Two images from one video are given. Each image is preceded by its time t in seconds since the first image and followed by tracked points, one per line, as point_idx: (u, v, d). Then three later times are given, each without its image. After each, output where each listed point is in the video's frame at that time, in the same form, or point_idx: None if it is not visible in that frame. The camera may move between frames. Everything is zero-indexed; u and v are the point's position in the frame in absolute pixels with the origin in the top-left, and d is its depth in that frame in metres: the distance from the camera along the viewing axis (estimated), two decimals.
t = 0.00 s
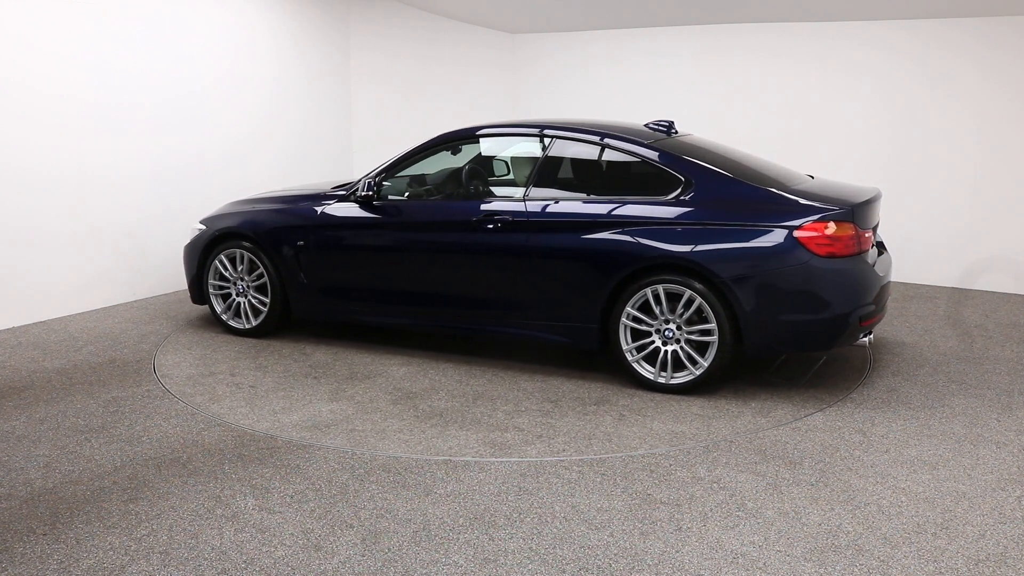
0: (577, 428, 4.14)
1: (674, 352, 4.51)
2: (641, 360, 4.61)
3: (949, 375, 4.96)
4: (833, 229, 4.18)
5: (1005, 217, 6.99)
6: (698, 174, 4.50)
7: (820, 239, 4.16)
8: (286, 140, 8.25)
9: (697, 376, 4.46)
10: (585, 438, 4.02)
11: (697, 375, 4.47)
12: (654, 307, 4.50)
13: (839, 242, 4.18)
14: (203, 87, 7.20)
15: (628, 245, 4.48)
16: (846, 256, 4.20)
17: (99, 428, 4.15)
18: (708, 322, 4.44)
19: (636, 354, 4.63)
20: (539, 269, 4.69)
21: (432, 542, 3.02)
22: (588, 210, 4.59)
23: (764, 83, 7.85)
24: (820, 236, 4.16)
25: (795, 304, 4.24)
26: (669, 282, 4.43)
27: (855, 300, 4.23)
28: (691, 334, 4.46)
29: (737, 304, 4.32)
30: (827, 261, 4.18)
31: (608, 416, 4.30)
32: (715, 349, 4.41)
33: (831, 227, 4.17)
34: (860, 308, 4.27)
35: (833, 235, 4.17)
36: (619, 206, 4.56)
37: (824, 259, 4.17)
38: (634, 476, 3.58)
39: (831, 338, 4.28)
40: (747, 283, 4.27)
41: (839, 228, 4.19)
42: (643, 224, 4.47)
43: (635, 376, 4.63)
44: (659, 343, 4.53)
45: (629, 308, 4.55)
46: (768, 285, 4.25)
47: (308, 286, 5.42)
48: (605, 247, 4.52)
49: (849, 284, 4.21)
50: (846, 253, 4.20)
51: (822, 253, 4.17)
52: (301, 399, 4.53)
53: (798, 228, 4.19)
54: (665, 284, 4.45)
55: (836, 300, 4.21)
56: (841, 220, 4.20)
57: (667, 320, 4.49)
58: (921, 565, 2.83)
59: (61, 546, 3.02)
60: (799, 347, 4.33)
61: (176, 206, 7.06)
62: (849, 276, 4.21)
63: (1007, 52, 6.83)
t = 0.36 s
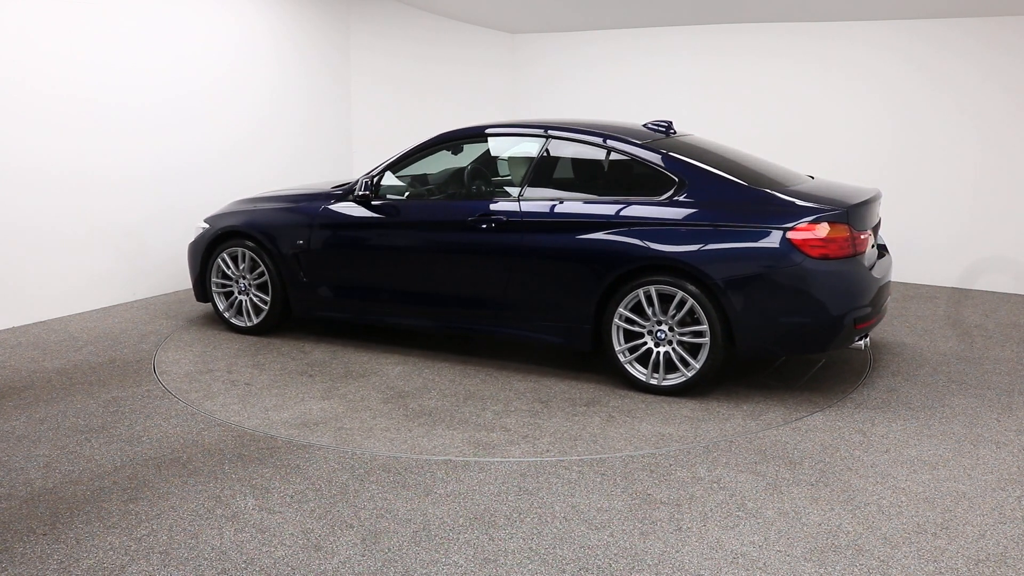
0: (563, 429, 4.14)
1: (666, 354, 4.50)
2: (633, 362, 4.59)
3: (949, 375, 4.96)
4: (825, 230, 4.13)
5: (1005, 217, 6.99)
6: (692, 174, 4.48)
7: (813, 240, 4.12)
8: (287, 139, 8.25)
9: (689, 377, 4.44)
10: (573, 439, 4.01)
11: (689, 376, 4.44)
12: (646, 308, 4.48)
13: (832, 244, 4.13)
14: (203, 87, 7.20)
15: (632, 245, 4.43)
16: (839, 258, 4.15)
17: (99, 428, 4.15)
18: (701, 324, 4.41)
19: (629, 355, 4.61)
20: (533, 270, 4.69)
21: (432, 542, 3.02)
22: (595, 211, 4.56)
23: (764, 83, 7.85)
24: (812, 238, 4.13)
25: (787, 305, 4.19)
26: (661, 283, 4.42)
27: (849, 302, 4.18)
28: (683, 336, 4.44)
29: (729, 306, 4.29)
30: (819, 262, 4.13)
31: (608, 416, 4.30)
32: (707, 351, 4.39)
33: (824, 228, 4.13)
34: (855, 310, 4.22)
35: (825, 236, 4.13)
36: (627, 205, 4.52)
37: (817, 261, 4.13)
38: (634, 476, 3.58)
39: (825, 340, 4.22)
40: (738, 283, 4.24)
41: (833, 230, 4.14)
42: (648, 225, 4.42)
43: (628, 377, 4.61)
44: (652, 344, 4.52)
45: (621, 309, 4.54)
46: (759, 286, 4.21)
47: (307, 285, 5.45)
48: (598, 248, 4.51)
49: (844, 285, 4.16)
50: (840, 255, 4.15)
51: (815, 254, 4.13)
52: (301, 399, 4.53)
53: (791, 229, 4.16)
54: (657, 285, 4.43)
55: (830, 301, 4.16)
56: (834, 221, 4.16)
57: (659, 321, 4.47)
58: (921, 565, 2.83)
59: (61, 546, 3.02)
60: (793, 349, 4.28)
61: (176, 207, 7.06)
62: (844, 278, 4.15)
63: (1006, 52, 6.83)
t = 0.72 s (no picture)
0: (550, 429, 4.14)
1: (658, 355, 4.46)
2: (625, 363, 4.57)
3: (949, 375, 4.96)
4: (819, 233, 4.09)
5: (1006, 217, 6.99)
6: (685, 175, 4.46)
7: (806, 242, 4.09)
8: (286, 139, 8.24)
9: (681, 380, 4.40)
10: (559, 441, 4.00)
11: (680, 379, 4.40)
12: (638, 309, 4.45)
13: (825, 246, 4.10)
14: (203, 87, 7.20)
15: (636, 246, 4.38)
16: (833, 260, 4.11)
17: (99, 428, 4.15)
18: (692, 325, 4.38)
19: (621, 356, 4.58)
20: (527, 270, 4.68)
21: (432, 542, 3.02)
22: (600, 212, 4.51)
23: (765, 83, 7.85)
24: (806, 239, 4.09)
25: (780, 308, 4.16)
26: (653, 283, 4.39)
27: (841, 305, 4.14)
28: (675, 337, 4.40)
29: (720, 307, 4.25)
30: (813, 265, 4.09)
31: (608, 416, 4.30)
32: (699, 353, 4.35)
33: (818, 230, 4.10)
34: (848, 313, 4.18)
35: (819, 238, 4.09)
36: (633, 206, 4.47)
37: (811, 263, 4.09)
38: (634, 476, 3.58)
39: (816, 342, 4.18)
40: (730, 285, 4.20)
41: (826, 232, 4.11)
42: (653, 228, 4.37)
43: (620, 379, 4.59)
44: (644, 345, 4.48)
45: (614, 310, 4.50)
46: (751, 287, 4.17)
47: (308, 285, 5.47)
48: (592, 248, 4.49)
49: (836, 288, 4.12)
50: (833, 257, 4.11)
51: (808, 256, 4.09)
52: (301, 399, 4.53)
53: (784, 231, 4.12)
54: (649, 286, 4.40)
55: (821, 303, 4.12)
56: (828, 223, 4.12)
57: (651, 322, 4.44)
58: (921, 565, 2.83)
59: (61, 546, 3.02)
60: (784, 352, 4.24)
61: (176, 207, 7.06)
62: (837, 281, 4.12)
63: (1006, 52, 6.84)
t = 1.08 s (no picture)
0: (550, 429, 4.14)
1: (650, 357, 4.44)
2: (617, 364, 4.55)
3: (949, 375, 4.96)
4: (811, 235, 4.04)
5: (1006, 217, 6.99)
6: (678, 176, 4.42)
7: (798, 245, 4.04)
8: (286, 139, 8.24)
9: (672, 381, 4.37)
10: (543, 440, 4.00)
11: (672, 380, 4.38)
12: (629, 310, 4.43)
13: (818, 247, 4.05)
14: (203, 88, 7.20)
15: (637, 247, 4.33)
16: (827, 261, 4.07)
17: (99, 428, 4.15)
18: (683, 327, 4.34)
19: (613, 357, 4.57)
20: (520, 271, 4.67)
21: (432, 542, 3.02)
22: (605, 212, 4.46)
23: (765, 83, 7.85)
24: (798, 242, 4.04)
25: (771, 310, 4.12)
26: (645, 285, 4.36)
27: (834, 307, 4.09)
28: (666, 339, 4.38)
29: (711, 309, 4.22)
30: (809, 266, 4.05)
31: (607, 416, 4.30)
32: (690, 355, 4.32)
33: (810, 232, 4.04)
34: (841, 316, 4.13)
35: (812, 240, 4.04)
36: (639, 207, 4.42)
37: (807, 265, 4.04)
38: (634, 476, 3.58)
39: (808, 344, 4.14)
40: (721, 286, 4.16)
41: (819, 233, 4.05)
42: (656, 229, 4.32)
43: (612, 380, 4.57)
44: (636, 347, 4.46)
45: (605, 312, 4.48)
46: (743, 289, 4.14)
47: (308, 283, 5.52)
48: (586, 249, 4.47)
49: (828, 291, 4.07)
50: (827, 260, 4.06)
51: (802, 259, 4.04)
52: (300, 399, 4.53)
53: (776, 234, 4.07)
54: (640, 288, 4.37)
55: (813, 305, 4.07)
56: (821, 225, 4.06)
57: (642, 324, 4.41)
58: (921, 565, 2.83)
59: (61, 546, 3.02)
60: (776, 354, 4.20)
61: (175, 207, 7.06)
62: (830, 284, 4.07)
63: (1007, 52, 6.83)
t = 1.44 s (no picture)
0: (550, 429, 4.14)
1: (641, 358, 4.42)
2: (609, 365, 4.54)
3: (949, 375, 4.96)
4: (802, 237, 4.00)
5: (1006, 216, 6.99)
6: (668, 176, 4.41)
7: (788, 246, 4.00)
8: (286, 138, 8.23)
9: (663, 383, 4.35)
10: (527, 440, 4.01)
11: (663, 382, 4.35)
12: (621, 311, 4.41)
13: (809, 249, 4.00)
14: (203, 88, 7.20)
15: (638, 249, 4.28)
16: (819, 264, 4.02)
17: (99, 428, 4.15)
18: (674, 328, 4.32)
19: (604, 358, 4.55)
20: (515, 270, 4.67)
21: (432, 542, 3.02)
22: (607, 214, 4.42)
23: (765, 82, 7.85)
24: (788, 242, 4.00)
25: (762, 312, 4.08)
26: (636, 286, 4.34)
27: (828, 309, 4.05)
28: (657, 340, 4.36)
29: (701, 310, 4.19)
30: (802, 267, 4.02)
31: (607, 416, 4.30)
32: (680, 356, 4.29)
33: (801, 234, 4.00)
34: (833, 318, 4.08)
35: (801, 241, 4.00)
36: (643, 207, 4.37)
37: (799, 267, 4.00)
38: (634, 476, 3.58)
39: (801, 346, 4.10)
40: (712, 288, 4.14)
41: (810, 236, 4.01)
42: (657, 230, 4.27)
43: (603, 381, 4.56)
44: (627, 348, 4.45)
45: (597, 312, 4.47)
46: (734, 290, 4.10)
47: (310, 282, 5.56)
48: (578, 248, 4.46)
49: (821, 293, 4.02)
50: (817, 261, 4.02)
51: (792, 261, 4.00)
52: (300, 399, 4.53)
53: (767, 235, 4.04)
54: (631, 288, 4.36)
55: (805, 307, 4.02)
56: (812, 226, 4.02)
57: (633, 324, 4.40)
58: (921, 565, 2.83)
59: (61, 546, 3.02)
60: (768, 356, 4.17)
61: (175, 206, 7.05)
62: (823, 286, 4.02)
63: (1007, 52, 6.83)
